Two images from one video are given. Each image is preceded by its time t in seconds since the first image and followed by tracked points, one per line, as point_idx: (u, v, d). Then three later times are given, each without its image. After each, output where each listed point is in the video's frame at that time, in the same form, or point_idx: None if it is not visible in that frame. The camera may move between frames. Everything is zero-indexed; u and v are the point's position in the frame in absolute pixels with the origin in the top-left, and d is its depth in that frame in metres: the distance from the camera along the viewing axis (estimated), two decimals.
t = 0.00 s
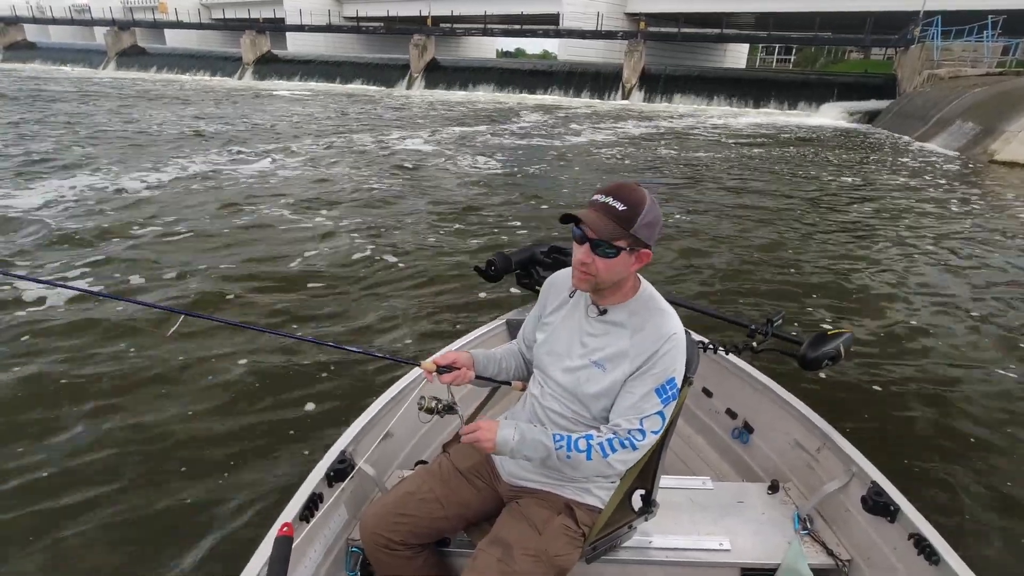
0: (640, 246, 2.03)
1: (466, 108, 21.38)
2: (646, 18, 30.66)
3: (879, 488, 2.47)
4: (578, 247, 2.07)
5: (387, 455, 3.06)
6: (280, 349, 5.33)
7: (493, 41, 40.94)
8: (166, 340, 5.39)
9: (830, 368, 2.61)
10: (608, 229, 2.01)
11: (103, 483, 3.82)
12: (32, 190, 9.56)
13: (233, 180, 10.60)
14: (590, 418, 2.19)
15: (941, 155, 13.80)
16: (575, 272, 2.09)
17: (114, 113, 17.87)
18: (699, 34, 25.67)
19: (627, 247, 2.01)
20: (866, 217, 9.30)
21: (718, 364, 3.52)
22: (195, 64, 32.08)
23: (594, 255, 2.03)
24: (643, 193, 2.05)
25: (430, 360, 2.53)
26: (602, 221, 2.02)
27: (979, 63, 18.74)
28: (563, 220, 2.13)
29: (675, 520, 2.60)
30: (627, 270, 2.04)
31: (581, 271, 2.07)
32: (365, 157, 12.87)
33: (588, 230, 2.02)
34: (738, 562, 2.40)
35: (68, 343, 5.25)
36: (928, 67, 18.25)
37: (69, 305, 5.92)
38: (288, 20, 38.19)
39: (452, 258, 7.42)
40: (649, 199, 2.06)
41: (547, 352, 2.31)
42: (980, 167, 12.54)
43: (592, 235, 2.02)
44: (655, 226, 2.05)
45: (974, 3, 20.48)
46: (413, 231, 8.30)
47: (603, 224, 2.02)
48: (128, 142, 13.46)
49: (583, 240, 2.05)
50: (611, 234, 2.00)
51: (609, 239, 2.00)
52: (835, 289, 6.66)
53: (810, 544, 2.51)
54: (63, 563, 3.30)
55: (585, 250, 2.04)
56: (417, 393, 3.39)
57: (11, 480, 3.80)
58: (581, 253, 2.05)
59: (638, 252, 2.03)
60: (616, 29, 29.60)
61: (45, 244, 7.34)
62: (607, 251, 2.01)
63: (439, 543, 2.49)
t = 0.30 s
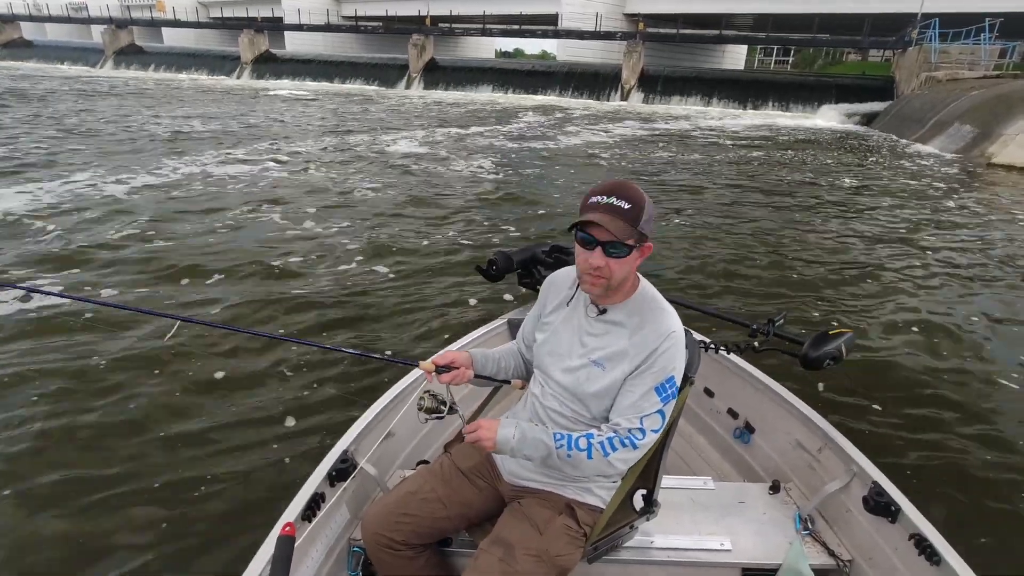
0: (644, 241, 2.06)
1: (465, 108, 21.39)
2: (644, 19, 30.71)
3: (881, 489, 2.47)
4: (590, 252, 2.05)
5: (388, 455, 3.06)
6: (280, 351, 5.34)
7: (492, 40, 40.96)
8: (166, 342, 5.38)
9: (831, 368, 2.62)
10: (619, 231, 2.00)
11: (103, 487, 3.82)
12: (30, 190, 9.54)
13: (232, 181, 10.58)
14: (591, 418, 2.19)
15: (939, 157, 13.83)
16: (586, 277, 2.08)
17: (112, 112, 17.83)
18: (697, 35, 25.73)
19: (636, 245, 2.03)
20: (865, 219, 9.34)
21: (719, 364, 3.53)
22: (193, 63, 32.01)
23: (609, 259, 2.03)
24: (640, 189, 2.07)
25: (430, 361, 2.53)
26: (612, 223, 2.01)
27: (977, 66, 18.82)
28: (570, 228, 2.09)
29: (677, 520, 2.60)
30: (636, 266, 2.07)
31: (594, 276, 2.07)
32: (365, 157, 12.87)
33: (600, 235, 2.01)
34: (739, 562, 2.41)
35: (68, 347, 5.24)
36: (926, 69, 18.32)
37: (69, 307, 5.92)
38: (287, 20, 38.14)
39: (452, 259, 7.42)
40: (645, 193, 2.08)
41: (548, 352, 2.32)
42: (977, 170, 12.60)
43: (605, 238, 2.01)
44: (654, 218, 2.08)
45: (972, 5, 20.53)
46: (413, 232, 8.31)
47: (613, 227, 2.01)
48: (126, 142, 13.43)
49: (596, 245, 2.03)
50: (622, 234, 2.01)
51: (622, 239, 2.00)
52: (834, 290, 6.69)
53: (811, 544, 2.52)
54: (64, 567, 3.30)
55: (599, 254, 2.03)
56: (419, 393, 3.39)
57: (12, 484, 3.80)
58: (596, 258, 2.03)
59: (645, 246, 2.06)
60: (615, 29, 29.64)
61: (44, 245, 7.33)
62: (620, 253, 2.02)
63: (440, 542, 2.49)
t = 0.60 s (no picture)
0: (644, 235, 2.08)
1: (464, 108, 21.40)
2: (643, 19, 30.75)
3: (877, 492, 2.48)
4: (597, 254, 2.04)
5: (386, 453, 3.07)
6: (278, 351, 5.34)
7: (491, 41, 40.97)
8: (164, 343, 5.39)
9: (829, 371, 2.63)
10: (625, 229, 2.01)
11: (101, 487, 3.84)
12: (27, 190, 9.53)
13: (230, 181, 10.58)
14: (588, 415, 2.20)
15: (937, 158, 13.86)
16: (593, 278, 2.08)
17: (109, 112, 17.81)
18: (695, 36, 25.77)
19: (639, 242, 2.05)
20: (862, 220, 9.37)
21: (719, 367, 3.53)
22: (191, 62, 32.00)
23: (617, 259, 2.04)
24: (636, 185, 2.10)
25: (428, 352, 2.57)
26: (618, 222, 2.01)
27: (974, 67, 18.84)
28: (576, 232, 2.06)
29: (674, 522, 2.61)
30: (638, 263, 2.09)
31: (600, 277, 2.07)
32: (364, 157, 12.88)
33: (607, 236, 2.02)
34: (735, 564, 2.41)
35: (66, 346, 5.25)
36: (924, 70, 18.37)
37: (67, 307, 5.93)
38: (285, 20, 38.14)
39: (450, 260, 7.42)
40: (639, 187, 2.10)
41: (547, 350, 2.32)
42: (974, 171, 12.63)
43: (612, 239, 2.02)
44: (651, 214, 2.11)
45: (969, 6, 20.56)
46: (412, 232, 8.32)
47: (620, 226, 2.01)
48: (124, 142, 13.43)
49: (603, 246, 2.03)
50: (629, 232, 2.02)
51: (629, 237, 2.01)
52: (831, 291, 6.71)
53: (807, 547, 2.53)
54: (61, 567, 3.31)
55: (608, 254, 2.03)
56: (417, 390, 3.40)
57: (10, 484, 3.82)
58: (606, 258, 2.03)
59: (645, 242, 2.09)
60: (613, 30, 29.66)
61: (41, 245, 7.34)
62: (627, 252, 2.03)
63: (438, 541, 2.50)
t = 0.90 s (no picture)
0: (640, 240, 2.06)
1: (463, 109, 21.39)
2: (641, 20, 30.79)
3: (875, 495, 2.47)
4: (586, 252, 2.04)
5: (384, 452, 3.05)
6: (276, 352, 5.32)
7: (490, 41, 40.96)
8: (161, 342, 5.37)
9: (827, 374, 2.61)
10: (613, 230, 2.00)
11: (99, 488, 3.82)
12: (25, 191, 9.51)
13: (228, 182, 10.57)
14: (584, 411, 2.18)
15: (936, 158, 13.85)
16: (580, 276, 2.07)
17: (107, 112, 17.79)
18: (694, 36, 25.79)
19: (631, 244, 2.02)
20: (861, 220, 9.35)
21: (718, 370, 3.52)
22: (189, 62, 31.97)
23: (604, 258, 2.02)
24: (636, 189, 2.07)
25: (441, 318, 2.47)
26: (608, 223, 2.00)
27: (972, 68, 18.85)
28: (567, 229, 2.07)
29: (672, 523, 2.60)
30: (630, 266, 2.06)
31: (587, 274, 2.06)
32: (361, 157, 12.86)
33: (595, 234, 2.01)
34: (733, 566, 2.40)
35: (63, 346, 5.24)
36: (922, 70, 18.38)
37: (65, 306, 5.93)
38: (284, 20, 38.11)
39: (449, 261, 7.40)
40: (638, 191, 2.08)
41: (544, 349, 2.31)
42: (972, 171, 12.64)
43: (601, 238, 2.01)
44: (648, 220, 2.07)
45: (968, 6, 20.57)
46: (410, 232, 8.31)
47: (609, 225, 2.00)
48: (122, 143, 13.40)
49: (591, 244, 2.03)
50: (617, 233, 2.00)
51: (618, 238, 2.00)
52: (830, 292, 6.72)
53: (804, 550, 2.52)
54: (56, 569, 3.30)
55: (595, 253, 2.02)
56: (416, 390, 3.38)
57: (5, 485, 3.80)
58: (592, 257, 2.03)
59: (638, 246, 2.06)
60: (612, 30, 29.67)
61: (39, 246, 7.32)
62: (616, 253, 2.01)
63: (435, 541, 2.49)
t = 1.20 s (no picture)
0: (636, 249, 2.01)
1: (462, 108, 21.37)
2: (640, 19, 30.80)
3: (877, 494, 2.47)
4: (574, 251, 2.04)
5: (385, 456, 3.04)
6: (277, 353, 5.31)
7: (488, 40, 40.93)
8: (160, 344, 5.35)
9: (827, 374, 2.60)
10: (603, 232, 1.98)
11: (98, 492, 3.82)
12: (21, 191, 9.48)
13: (225, 182, 10.54)
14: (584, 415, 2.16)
15: (934, 158, 13.87)
16: (570, 275, 2.07)
17: (104, 112, 17.72)
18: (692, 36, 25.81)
19: (622, 250, 2.00)
20: (861, 220, 9.35)
21: (718, 370, 3.51)
22: (187, 62, 31.89)
23: (591, 260, 2.01)
24: (641, 199, 2.04)
25: (443, 332, 2.49)
26: (598, 226, 1.99)
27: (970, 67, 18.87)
28: (560, 225, 2.10)
29: (674, 525, 2.58)
30: (622, 273, 2.04)
31: (576, 274, 2.05)
32: (360, 158, 12.84)
33: (583, 234, 2.00)
34: (735, 566, 2.39)
35: (60, 348, 5.21)
36: (920, 70, 18.39)
37: (62, 307, 5.90)
38: (281, 20, 38.05)
39: (448, 262, 7.38)
40: (643, 201, 2.05)
41: (542, 351, 2.29)
42: (971, 171, 12.65)
43: (588, 238, 2.00)
44: (648, 228, 2.04)
45: (967, 6, 20.58)
46: (409, 233, 8.30)
47: (598, 227, 1.99)
48: (119, 143, 13.35)
49: (579, 244, 2.03)
50: (606, 237, 1.98)
51: (605, 242, 1.98)
52: (830, 292, 6.71)
53: (807, 549, 2.50)
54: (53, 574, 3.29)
55: (581, 253, 2.02)
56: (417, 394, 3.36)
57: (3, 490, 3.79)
58: (578, 256, 2.02)
59: (633, 254, 2.03)
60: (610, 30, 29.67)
61: (36, 246, 7.29)
62: (605, 255, 1.99)
63: (436, 544, 2.47)
